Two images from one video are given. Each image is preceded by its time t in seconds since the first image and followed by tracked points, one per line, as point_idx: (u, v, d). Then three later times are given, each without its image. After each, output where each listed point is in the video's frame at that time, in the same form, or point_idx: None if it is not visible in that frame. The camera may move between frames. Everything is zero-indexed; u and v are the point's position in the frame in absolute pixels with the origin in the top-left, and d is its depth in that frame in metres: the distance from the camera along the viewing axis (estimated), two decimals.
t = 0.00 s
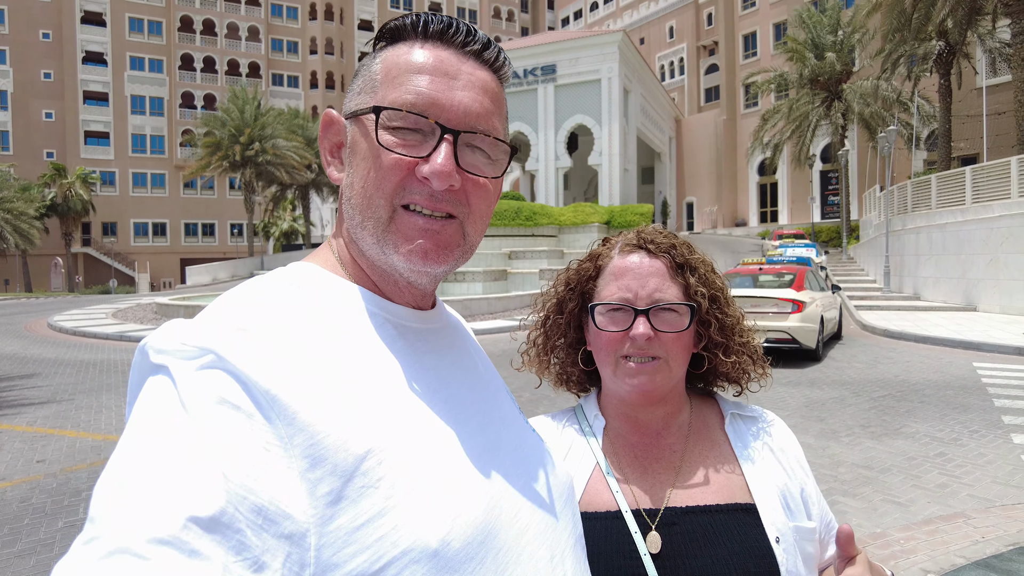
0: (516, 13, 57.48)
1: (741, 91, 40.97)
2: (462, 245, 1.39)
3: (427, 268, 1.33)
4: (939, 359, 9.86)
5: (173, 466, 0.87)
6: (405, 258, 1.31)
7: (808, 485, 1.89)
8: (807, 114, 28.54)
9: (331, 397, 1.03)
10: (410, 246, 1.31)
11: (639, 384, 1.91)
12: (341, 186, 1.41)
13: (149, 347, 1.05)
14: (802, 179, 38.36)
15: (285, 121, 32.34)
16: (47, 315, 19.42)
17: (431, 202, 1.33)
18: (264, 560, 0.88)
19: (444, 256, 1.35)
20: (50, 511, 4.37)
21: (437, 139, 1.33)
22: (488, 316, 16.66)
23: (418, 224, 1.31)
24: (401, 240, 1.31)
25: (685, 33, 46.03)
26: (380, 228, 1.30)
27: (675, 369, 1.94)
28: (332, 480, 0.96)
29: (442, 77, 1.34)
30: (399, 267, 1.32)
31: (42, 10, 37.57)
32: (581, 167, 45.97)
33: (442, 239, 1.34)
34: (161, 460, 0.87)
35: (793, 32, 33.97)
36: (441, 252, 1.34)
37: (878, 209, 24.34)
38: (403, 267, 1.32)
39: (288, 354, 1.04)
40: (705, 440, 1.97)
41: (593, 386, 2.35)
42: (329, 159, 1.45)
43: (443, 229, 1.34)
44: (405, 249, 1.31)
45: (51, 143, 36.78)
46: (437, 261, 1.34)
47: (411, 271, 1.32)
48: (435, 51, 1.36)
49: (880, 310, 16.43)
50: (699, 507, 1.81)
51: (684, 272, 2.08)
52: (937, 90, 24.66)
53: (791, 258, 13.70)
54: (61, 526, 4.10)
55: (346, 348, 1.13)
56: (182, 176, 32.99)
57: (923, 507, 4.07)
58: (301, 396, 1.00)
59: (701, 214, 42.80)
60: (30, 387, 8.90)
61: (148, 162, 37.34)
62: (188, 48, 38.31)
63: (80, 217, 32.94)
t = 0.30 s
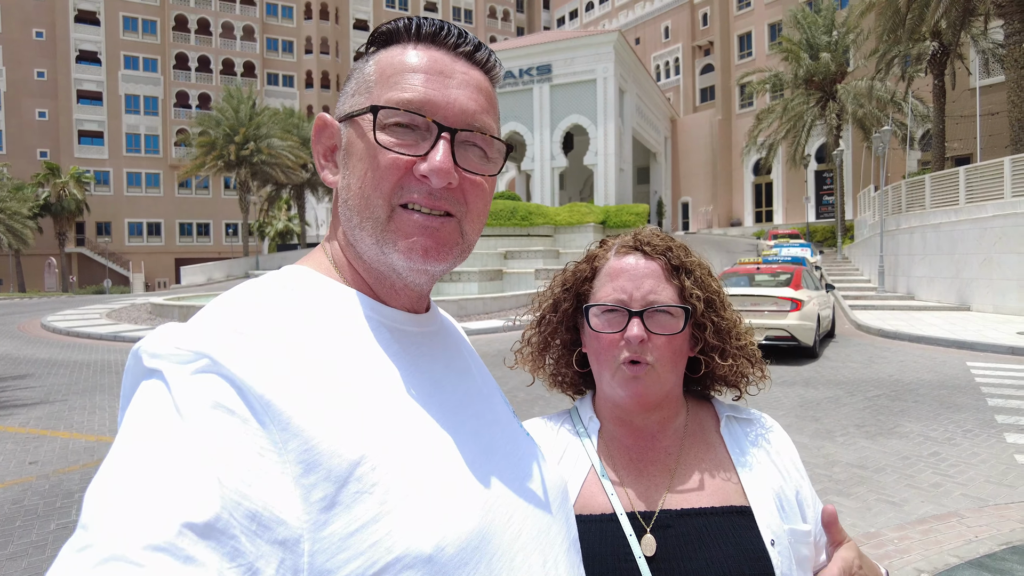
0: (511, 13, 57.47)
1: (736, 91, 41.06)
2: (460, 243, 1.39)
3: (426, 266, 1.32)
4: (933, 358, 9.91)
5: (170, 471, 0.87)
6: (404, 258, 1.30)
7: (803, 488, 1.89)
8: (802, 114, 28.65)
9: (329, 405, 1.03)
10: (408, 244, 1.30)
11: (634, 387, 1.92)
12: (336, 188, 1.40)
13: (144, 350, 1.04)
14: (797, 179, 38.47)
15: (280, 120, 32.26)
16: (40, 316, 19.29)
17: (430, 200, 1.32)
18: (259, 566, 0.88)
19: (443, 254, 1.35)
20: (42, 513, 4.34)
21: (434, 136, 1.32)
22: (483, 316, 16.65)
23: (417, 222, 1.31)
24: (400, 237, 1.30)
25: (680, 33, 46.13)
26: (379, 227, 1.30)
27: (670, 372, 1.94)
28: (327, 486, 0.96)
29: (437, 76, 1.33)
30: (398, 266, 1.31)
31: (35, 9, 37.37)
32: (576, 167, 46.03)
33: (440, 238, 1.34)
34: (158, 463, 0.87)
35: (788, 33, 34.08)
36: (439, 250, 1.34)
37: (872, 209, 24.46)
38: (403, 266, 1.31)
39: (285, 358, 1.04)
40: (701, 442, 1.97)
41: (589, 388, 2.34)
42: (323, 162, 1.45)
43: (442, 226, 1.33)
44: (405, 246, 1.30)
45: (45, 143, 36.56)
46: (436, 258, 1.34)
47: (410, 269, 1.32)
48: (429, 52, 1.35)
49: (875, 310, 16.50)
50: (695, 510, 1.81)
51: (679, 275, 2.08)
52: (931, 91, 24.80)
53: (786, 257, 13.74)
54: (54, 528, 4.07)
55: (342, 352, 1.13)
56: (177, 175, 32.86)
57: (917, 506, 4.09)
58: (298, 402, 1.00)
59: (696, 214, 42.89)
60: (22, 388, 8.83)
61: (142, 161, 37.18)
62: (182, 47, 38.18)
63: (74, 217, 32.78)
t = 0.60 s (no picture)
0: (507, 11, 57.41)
1: (732, 90, 41.13)
2: (459, 243, 1.38)
3: (425, 268, 1.32)
4: (927, 357, 9.94)
5: (171, 478, 0.87)
6: (404, 259, 1.29)
7: (800, 491, 1.89)
8: (798, 113, 28.77)
9: (329, 414, 1.03)
10: (407, 246, 1.30)
11: (631, 391, 1.92)
12: (332, 196, 1.39)
13: (143, 359, 1.04)
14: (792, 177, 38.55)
15: (275, 118, 32.16)
16: (34, 314, 19.20)
17: (428, 201, 1.31)
18: None
19: (442, 256, 1.34)
20: (36, 513, 4.31)
21: (429, 138, 1.32)
22: (479, 315, 16.63)
23: (415, 223, 1.30)
24: (399, 240, 1.29)
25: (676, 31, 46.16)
26: (377, 230, 1.29)
27: (666, 378, 1.94)
28: (326, 495, 0.96)
29: (431, 80, 1.33)
30: (396, 269, 1.30)
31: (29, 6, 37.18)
32: (572, 165, 46.04)
33: (440, 237, 1.33)
34: (163, 473, 0.87)
35: (784, 32, 34.12)
36: (439, 251, 1.33)
37: (868, 208, 24.54)
38: (402, 267, 1.30)
39: (284, 365, 1.04)
40: (699, 446, 1.97)
41: (589, 392, 2.34)
42: (319, 169, 1.44)
43: (439, 228, 1.33)
44: (404, 249, 1.30)
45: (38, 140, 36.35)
46: (435, 260, 1.33)
47: (409, 271, 1.31)
48: (422, 56, 1.35)
49: (870, 308, 16.55)
50: (693, 514, 1.81)
51: (676, 279, 2.08)
52: (926, 90, 24.90)
53: (781, 256, 13.78)
54: (48, 528, 4.06)
55: (341, 358, 1.13)
56: (172, 173, 32.71)
57: (911, 505, 4.10)
58: (298, 411, 1.00)
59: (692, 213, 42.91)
60: (15, 387, 8.80)
61: (137, 159, 37.04)
62: (178, 44, 38.07)
63: (69, 216, 32.63)
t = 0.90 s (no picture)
0: (504, 7, 57.26)
1: (728, 87, 41.15)
2: (456, 240, 1.38)
3: (422, 265, 1.31)
4: (922, 354, 9.98)
5: (168, 484, 0.87)
6: (401, 256, 1.29)
7: (798, 489, 1.90)
8: (794, 110, 28.80)
9: (331, 416, 1.02)
10: (403, 244, 1.29)
11: (632, 389, 1.91)
12: (328, 197, 1.38)
13: (142, 362, 1.03)
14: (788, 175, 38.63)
15: (270, 114, 32.04)
16: (28, 310, 19.08)
17: (423, 197, 1.31)
18: None
19: (439, 254, 1.34)
20: (31, 510, 4.30)
21: (424, 137, 1.31)
22: (476, 311, 16.62)
23: (412, 220, 1.29)
24: (395, 238, 1.29)
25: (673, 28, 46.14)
26: (373, 230, 1.29)
27: (666, 377, 1.94)
28: (327, 495, 0.96)
29: (423, 77, 1.33)
30: (393, 267, 1.30)
31: None
32: (569, 162, 46.02)
33: (437, 235, 1.33)
34: (160, 473, 0.87)
35: (781, 29, 34.12)
36: (435, 251, 1.33)
37: (863, 205, 24.61)
38: (399, 265, 1.29)
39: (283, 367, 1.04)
40: (697, 445, 1.98)
41: (587, 391, 2.34)
42: (314, 171, 1.43)
43: (436, 223, 1.32)
44: (401, 246, 1.29)
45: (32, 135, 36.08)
46: (432, 257, 1.32)
47: (406, 268, 1.30)
48: (413, 56, 1.35)
49: (865, 305, 16.59)
50: (692, 513, 1.82)
51: (678, 279, 2.08)
52: (922, 88, 24.94)
53: (777, 253, 13.79)
54: (44, 526, 4.04)
55: (340, 359, 1.13)
56: (166, 169, 32.54)
57: (907, 502, 4.13)
58: (296, 413, 0.99)
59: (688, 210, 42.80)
60: (9, 384, 8.75)
61: (132, 154, 36.93)
62: (172, 39, 37.90)
63: (64, 211, 32.50)
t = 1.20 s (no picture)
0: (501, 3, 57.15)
1: (726, 84, 41.14)
2: (456, 237, 1.37)
3: (422, 265, 1.31)
4: (918, 352, 10.02)
5: (170, 484, 0.86)
6: (401, 256, 1.28)
7: (799, 487, 1.91)
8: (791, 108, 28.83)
9: (331, 413, 1.03)
10: (404, 242, 1.29)
11: (633, 385, 1.91)
12: (327, 196, 1.38)
13: (142, 361, 1.03)
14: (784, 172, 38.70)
15: (267, 109, 31.92)
16: (24, 306, 18.99)
17: (424, 195, 1.30)
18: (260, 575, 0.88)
19: (440, 252, 1.34)
20: (28, 506, 4.29)
21: (423, 136, 1.31)
22: (473, 308, 16.61)
23: (412, 219, 1.29)
24: (395, 236, 1.28)
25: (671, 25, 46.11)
26: (373, 228, 1.28)
27: (668, 375, 1.94)
28: (328, 495, 0.95)
29: (422, 76, 1.32)
30: (394, 265, 1.30)
31: None
32: (566, 159, 46.00)
33: (438, 234, 1.32)
34: (161, 475, 0.87)
35: (779, 26, 34.11)
36: (436, 249, 1.33)
37: (860, 203, 24.65)
38: (400, 263, 1.29)
39: (284, 366, 1.03)
40: (699, 443, 1.98)
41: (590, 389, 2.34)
42: (314, 170, 1.42)
43: (435, 223, 1.31)
44: (401, 245, 1.28)
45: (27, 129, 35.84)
46: (433, 255, 1.32)
47: (406, 266, 1.30)
48: (412, 54, 1.34)
49: (861, 303, 16.63)
50: (693, 511, 1.83)
51: (680, 277, 2.08)
52: (919, 86, 24.99)
53: (774, 250, 13.80)
54: (40, 522, 4.03)
55: (341, 359, 1.12)
56: (162, 164, 32.40)
57: (903, 499, 4.15)
58: (297, 412, 0.99)
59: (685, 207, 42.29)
60: (4, 379, 8.71)
61: (127, 149, 36.76)
62: (168, 34, 37.75)
63: (58, 206, 32.30)
